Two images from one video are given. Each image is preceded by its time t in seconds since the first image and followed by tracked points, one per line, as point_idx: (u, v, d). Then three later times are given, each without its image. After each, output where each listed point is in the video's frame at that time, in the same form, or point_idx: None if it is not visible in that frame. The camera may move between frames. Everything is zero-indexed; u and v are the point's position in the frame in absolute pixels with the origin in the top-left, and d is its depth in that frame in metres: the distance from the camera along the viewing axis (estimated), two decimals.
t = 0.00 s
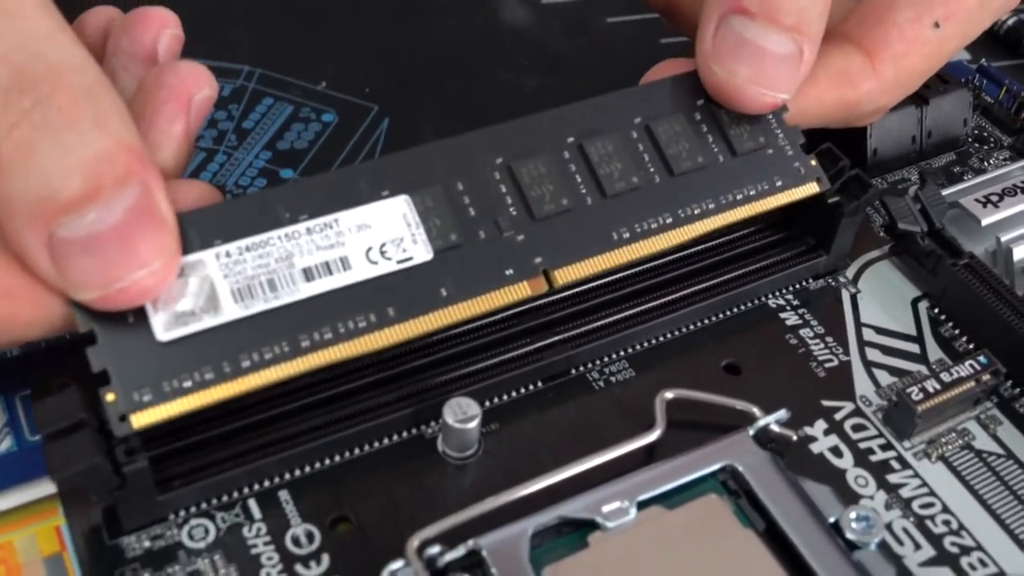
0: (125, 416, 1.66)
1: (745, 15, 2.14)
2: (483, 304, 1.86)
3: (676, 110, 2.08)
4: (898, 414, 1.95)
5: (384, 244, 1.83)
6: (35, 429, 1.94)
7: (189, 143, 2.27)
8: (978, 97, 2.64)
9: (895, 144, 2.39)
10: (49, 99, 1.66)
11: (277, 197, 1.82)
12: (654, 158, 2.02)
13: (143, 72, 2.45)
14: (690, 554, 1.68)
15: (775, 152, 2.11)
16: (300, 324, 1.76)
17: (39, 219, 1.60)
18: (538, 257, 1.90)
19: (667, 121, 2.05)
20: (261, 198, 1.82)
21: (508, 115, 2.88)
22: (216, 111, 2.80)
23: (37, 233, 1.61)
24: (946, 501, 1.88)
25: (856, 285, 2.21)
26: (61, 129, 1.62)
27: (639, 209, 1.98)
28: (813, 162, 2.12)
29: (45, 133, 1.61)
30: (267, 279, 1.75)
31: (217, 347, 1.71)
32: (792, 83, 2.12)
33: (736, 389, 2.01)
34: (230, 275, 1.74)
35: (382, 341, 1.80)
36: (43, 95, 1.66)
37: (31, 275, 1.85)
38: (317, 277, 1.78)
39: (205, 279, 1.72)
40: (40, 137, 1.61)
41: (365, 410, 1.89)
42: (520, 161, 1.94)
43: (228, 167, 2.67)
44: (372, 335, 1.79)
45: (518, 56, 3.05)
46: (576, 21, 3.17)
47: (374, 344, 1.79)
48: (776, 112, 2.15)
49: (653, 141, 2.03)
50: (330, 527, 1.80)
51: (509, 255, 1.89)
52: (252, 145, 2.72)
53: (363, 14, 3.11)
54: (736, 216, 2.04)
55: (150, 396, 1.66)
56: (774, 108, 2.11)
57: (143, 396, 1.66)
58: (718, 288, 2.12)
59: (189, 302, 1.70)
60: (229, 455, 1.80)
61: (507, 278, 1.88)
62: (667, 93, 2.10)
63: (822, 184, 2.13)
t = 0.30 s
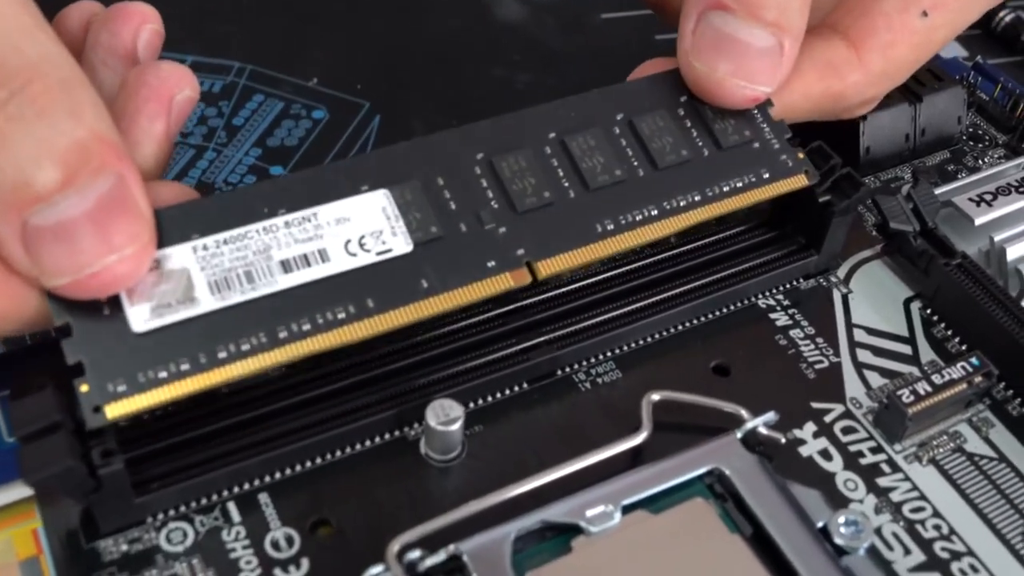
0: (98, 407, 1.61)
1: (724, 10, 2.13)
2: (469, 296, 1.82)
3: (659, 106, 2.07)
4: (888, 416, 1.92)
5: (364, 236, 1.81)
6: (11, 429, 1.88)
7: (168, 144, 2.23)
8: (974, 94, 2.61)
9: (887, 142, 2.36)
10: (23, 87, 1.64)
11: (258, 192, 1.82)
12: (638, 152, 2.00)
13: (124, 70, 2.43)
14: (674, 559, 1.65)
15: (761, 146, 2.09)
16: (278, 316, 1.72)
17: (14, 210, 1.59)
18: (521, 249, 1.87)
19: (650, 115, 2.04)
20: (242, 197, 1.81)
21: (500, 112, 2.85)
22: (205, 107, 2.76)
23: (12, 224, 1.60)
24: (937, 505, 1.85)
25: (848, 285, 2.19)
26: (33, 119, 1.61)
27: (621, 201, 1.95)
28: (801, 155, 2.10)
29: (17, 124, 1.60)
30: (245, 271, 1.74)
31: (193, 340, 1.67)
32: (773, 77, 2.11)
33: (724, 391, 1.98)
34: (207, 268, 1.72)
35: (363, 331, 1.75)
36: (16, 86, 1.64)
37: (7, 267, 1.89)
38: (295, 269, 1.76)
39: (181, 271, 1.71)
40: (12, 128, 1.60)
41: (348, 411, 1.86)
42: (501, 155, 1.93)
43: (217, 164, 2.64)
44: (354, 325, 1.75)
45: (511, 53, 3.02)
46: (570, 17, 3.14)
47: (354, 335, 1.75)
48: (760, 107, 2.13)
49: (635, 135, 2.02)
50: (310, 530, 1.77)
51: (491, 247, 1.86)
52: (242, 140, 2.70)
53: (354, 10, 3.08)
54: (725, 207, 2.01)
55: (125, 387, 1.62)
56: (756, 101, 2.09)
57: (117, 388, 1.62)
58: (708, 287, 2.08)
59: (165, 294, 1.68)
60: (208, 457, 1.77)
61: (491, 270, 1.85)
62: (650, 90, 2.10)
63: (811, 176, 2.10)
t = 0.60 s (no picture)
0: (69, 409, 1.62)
1: None
2: (450, 305, 1.81)
3: (667, 110, 2.02)
4: (886, 418, 1.90)
5: (348, 242, 1.78)
6: None
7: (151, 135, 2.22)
8: (974, 91, 2.58)
9: (887, 139, 2.34)
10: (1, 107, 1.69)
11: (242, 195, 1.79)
12: (640, 162, 1.96)
13: (108, 54, 2.39)
14: (668, 563, 1.63)
15: (772, 157, 2.03)
16: (254, 322, 1.71)
17: None
18: (511, 257, 1.85)
19: (657, 122, 2.00)
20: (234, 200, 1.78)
21: (498, 109, 2.83)
22: (200, 105, 2.74)
23: None
24: (935, 508, 1.83)
25: (846, 284, 2.16)
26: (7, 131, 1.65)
27: (622, 211, 1.92)
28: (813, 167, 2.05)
29: None
30: (224, 274, 1.71)
31: (168, 344, 1.67)
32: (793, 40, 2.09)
33: (721, 392, 1.96)
34: (186, 270, 1.70)
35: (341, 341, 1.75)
36: None
37: None
38: (276, 274, 1.73)
39: (160, 273, 1.69)
40: None
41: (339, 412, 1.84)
42: (495, 162, 1.90)
43: (213, 161, 2.62)
44: (333, 333, 1.75)
45: (509, 50, 2.99)
46: (569, 15, 3.11)
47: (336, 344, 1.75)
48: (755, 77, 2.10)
49: (639, 144, 1.97)
50: (301, 533, 1.75)
51: (481, 256, 1.84)
52: (238, 139, 2.67)
53: (351, 6, 3.05)
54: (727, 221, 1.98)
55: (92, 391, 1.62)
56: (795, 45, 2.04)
57: (87, 392, 1.62)
58: (704, 287, 2.06)
59: (142, 295, 1.67)
60: (197, 459, 1.76)
61: (480, 279, 1.83)
62: (657, 94, 2.04)
63: (821, 190, 2.05)
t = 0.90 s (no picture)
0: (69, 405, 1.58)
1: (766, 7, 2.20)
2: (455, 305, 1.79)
3: (671, 110, 2.02)
4: (882, 422, 1.88)
5: (352, 239, 1.76)
6: None
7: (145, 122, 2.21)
8: (973, 92, 2.56)
9: (885, 140, 2.32)
10: None
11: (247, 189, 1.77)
12: (644, 160, 1.96)
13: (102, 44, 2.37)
14: (659, 569, 1.61)
15: (775, 158, 2.03)
16: (258, 319, 1.69)
17: None
18: (514, 258, 1.83)
19: (659, 120, 2.00)
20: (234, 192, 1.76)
21: (495, 109, 2.81)
22: (196, 103, 2.72)
23: None
24: (931, 513, 1.81)
25: (842, 286, 2.15)
26: None
27: (624, 213, 1.91)
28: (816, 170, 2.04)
29: None
30: (226, 271, 1.69)
31: (171, 340, 1.64)
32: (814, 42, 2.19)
33: (715, 396, 1.95)
34: (189, 265, 1.68)
35: (343, 341, 1.72)
36: None
37: None
38: (279, 271, 1.72)
39: (163, 268, 1.66)
40: None
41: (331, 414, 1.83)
42: (498, 157, 1.88)
43: (208, 160, 2.60)
44: (337, 333, 1.72)
45: (508, 50, 2.97)
46: (568, 15, 3.09)
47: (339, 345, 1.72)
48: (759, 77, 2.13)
49: (644, 144, 1.97)
50: (290, 537, 1.73)
51: (482, 255, 1.82)
52: (233, 138, 2.65)
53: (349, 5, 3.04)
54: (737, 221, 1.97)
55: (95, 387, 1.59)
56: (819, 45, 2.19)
57: (87, 388, 1.59)
58: (699, 288, 2.05)
59: (145, 290, 1.64)
60: (186, 461, 1.74)
61: (481, 280, 1.81)
62: (659, 90, 2.04)
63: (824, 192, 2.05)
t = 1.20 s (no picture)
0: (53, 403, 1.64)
1: None
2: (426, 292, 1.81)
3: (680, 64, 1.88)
4: (875, 428, 1.88)
5: (337, 221, 1.69)
6: None
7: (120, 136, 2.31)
8: (968, 95, 2.56)
9: (880, 143, 2.32)
10: None
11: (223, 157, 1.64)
12: (642, 125, 1.86)
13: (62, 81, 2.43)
14: None
15: (767, 123, 1.97)
16: (239, 306, 1.68)
17: None
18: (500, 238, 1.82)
19: (664, 78, 1.86)
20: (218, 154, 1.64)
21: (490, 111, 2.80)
22: (193, 105, 2.72)
23: None
24: (923, 520, 1.80)
25: (836, 291, 2.14)
26: None
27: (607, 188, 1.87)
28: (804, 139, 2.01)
29: None
30: (207, 258, 1.62)
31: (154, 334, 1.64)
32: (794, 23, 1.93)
33: (708, 402, 1.94)
34: (167, 253, 1.60)
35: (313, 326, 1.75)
36: None
37: None
38: (262, 258, 1.65)
39: (141, 258, 1.58)
40: None
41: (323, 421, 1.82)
42: (497, 124, 1.76)
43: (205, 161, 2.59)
44: (320, 320, 1.75)
45: (504, 51, 2.95)
46: (563, 15, 3.08)
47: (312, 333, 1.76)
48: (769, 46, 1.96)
49: (643, 106, 1.85)
50: (281, 544, 1.73)
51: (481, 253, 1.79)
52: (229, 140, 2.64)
53: (345, 7, 3.03)
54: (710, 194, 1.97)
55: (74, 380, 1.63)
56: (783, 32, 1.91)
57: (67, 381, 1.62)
58: (692, 294, 2.05)
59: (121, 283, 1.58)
60: (176, 468, 1.74)
61: (466, 259, 1.81)
62: (669, 38, 1.87)
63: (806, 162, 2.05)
